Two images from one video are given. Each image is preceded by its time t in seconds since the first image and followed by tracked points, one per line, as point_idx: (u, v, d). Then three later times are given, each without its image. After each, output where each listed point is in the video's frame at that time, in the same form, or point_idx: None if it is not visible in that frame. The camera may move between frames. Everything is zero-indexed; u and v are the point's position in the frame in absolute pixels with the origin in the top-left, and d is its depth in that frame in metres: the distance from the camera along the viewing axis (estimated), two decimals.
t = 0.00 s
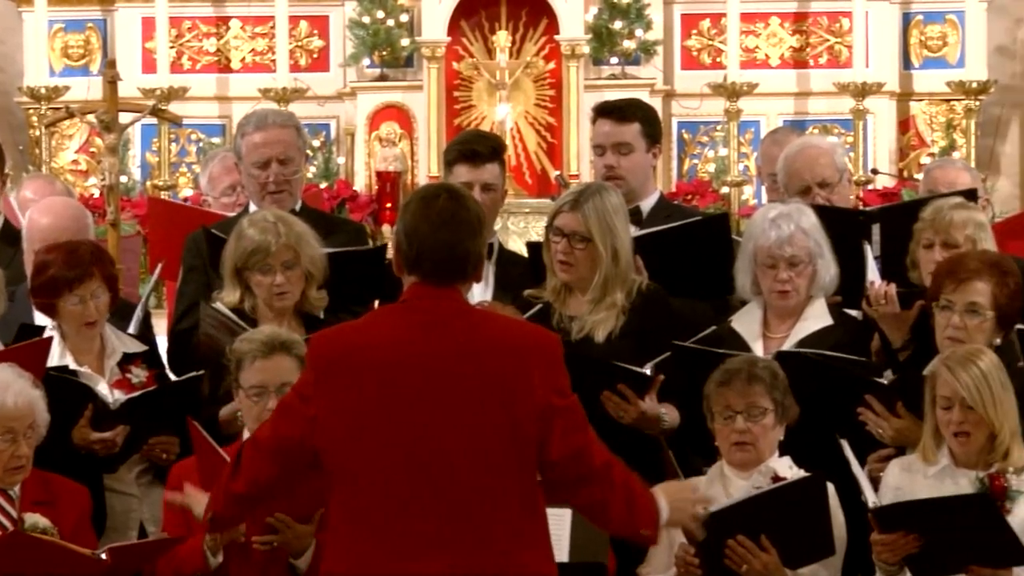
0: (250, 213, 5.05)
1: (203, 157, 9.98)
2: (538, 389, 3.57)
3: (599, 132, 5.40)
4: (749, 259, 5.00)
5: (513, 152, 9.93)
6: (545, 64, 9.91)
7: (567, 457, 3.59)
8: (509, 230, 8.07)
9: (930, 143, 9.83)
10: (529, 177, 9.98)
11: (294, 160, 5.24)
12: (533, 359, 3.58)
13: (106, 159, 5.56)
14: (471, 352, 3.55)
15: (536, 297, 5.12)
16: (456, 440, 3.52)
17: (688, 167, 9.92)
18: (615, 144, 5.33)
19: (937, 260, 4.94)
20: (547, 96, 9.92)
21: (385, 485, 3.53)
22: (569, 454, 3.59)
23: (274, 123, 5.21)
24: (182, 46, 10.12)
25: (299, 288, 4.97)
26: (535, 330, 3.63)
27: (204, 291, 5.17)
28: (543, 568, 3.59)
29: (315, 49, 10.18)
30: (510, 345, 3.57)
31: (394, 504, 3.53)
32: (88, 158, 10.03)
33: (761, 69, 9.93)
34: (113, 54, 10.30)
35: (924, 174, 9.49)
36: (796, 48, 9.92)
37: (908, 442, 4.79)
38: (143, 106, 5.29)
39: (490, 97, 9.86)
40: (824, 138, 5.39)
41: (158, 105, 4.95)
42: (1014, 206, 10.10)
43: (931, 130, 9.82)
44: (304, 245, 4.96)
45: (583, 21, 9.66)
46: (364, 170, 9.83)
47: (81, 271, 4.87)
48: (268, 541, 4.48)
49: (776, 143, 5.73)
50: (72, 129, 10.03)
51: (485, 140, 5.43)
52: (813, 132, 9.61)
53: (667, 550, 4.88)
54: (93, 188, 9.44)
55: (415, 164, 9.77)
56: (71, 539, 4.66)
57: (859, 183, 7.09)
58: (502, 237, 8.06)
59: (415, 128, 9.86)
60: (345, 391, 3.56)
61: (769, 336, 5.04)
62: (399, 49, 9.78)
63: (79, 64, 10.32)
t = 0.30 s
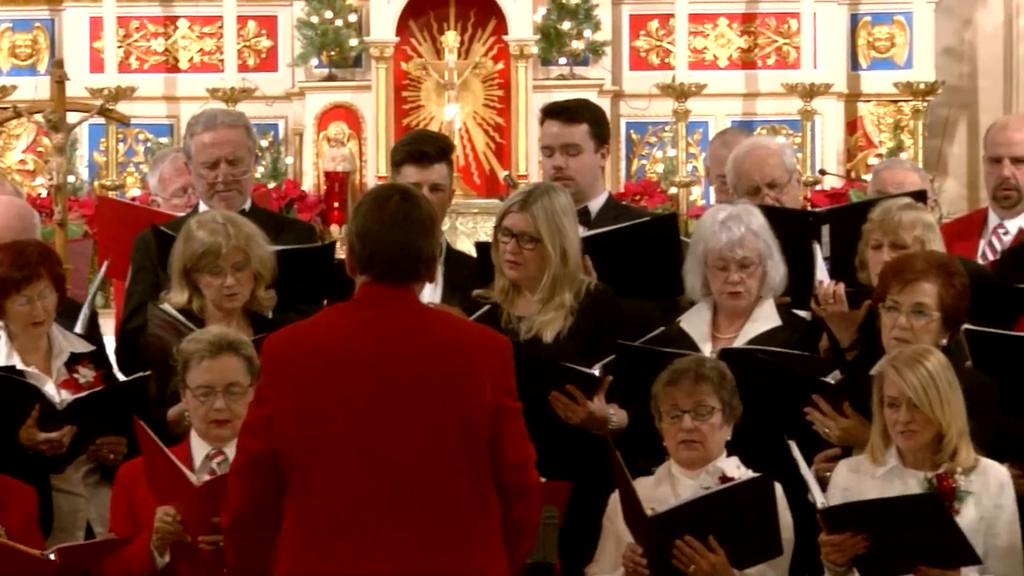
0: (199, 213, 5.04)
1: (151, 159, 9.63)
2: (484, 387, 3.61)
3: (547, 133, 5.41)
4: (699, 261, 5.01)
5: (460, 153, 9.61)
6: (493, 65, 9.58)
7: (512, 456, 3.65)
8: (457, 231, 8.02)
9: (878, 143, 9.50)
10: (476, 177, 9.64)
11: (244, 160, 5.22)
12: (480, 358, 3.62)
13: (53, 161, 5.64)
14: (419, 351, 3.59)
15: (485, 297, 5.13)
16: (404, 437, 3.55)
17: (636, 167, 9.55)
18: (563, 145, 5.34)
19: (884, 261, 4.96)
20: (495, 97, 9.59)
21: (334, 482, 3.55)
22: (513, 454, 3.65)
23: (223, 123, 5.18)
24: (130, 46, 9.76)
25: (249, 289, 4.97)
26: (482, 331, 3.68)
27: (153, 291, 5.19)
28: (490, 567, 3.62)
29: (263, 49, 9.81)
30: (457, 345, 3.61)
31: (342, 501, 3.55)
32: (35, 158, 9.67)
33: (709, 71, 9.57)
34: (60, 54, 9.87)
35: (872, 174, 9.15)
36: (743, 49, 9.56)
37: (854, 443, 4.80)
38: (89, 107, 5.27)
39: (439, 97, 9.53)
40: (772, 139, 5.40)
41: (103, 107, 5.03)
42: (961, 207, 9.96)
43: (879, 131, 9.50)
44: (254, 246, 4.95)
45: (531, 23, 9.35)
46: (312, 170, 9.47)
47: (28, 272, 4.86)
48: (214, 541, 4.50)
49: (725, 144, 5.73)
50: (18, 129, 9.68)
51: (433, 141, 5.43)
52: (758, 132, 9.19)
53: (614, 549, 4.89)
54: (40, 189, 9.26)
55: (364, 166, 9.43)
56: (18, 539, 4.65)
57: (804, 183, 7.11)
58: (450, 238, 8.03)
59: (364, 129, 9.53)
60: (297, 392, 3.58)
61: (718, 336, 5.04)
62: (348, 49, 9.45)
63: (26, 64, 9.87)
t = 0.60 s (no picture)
0: (148, 212, 5.02)
1: (96, 158, 9.87)
2: (438, 383, 3.63)
3: (495, 135, 5.40)
4: (649, 262, 5.01)
5: (408, 151, 9.85)
6: (440, 64, 9.85)
7: (464, 446, 3.69)
8: (405, 231, 8.14)
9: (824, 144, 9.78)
10: (424, 176, 9.83)
11: (191, 159, 5.34)
12: (433, 354, 3.64)
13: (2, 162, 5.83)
14: (373, 347, 3.60)
15: (432, 297, 5.14)
16: (359, 434, 3.57)
17: (584, 167, 9.81)
18: (511, 147, 5.35)
19: (833, 260, 4.97)
20: (444, 96, 9.85)
21: (290, 478, 3.57)
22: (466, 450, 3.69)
23: (172, 122, 5.31)
24: (76, 45, 10.02)
25: (197, 290, 4.96)
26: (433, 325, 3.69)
27: (100, 290, 5.20)
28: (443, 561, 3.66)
29: (210, 48, 10.05)
30: (411, 341, 3.62)
31: (296, 498, 3.57)
32: None
33: (657, 71, 9.84)
34: (7, 52, 10.03)
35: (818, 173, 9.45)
36: (692, 49, 9.82)
37: (801, 442, 4.82)
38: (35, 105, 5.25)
39: (386, 97, 9.77)
40: (721, 140, 5.40)
41: (51, 107, 5.07)
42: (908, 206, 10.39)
43: (826, 131, 9.80)
44: (204, 247, 4.95)
45: (479, 22, 9.61)
46: (258, 170, 9.71)
47: None
48: (156, 541, 4.48)
49: (673, 145, 5.73)
50: None
51: (379, 139, 5.43)
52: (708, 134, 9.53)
53: (561, 549, 4.89)
54: None
55: (310, 164, 9.63)
56: None
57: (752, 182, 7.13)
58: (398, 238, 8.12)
59: (311, 128, 9.72)
60: (253, 390, 3.59)
61: (665, 337, 5.02)
62: (295, 48, 9.66)
63: None
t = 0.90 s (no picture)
0: (99, 211, 4.99)
1: (43, 156, 9.97)
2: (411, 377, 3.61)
3: (443, 136, 5.45)
4: (598, 263, 5.01)
5: (356, 151, 9.97)
6: (389, 64, 9.97)
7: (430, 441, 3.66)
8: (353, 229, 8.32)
9: (771, 143, 9.98)
10: (371, 175, 10.03)
11: (139, 159, 5.55)
12: (405, 348, 3.59)
13: None
14: (350, 346, 3.54)
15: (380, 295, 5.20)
16: (342, 435, 3.51)
17: (532, 167, 9.96)
18: (460, 147, 5.40)
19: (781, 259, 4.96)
20: (391, 96, 9.97)
21: (263, 479, 3.48)
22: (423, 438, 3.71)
23: (119, 121, 5.51)
24: (23, 45, 10.10)
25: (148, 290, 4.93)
26: (393, 319, 3.65)
27: (48, 289, 5.23)
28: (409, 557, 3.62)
29: (157, 47, 10.17)
30: (383, 335, 3.57)
31: (270, 499, 3.48)
32: None
33: (604, 70, 10.01)
34: None
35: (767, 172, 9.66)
36: (638, 49, 10.01)
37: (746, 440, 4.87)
38: None
39: (334, 96, 9.92)
40: (669, 139, 5.41)
41: None
42: (854, 205, 10.66)
43: (773, 130, 9.99)
44: (154, 247, 4.91)
45: (426, 21, 9.75)
46: (205, 169, 9.79)
47: None
48: (99, 544, 4.45)
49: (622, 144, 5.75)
50: None
51: (324, 136, 5.46)
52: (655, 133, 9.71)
53: (508, 548, 4.89)
54: None
55: (258, 164, 9.76)
56: None
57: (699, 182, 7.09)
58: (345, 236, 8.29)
59: (258, 127, 9.82)
60: (224, 390, 3.49)
61: (613, 337, 5.01)
62: (242, 47, 9.78)
63: None
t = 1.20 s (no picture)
0: (57, 210, 4.99)
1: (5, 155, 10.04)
2: (383, 372, 3.55)
3: (405, 132, 5.48)
4: (561, 261, 4.97)
5: (317, 149, 10.24)
6: (349, 63, 10.17)
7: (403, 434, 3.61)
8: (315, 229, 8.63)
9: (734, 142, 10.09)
10: (333, 174, 10.27)
11: (105, 158, 5.58)
12: (378, 342, 3.54)
13: None
14: (328, 342, 3.46)
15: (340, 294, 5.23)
16: (325, 433, 3.43)
17: (493, 166, 10.03)
18: (422, 145, 5.43)
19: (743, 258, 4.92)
20: (353, 94, 10.20)
21: (249, 478, 3.40)
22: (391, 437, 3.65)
23: (85, 121, 5.54)
24: None
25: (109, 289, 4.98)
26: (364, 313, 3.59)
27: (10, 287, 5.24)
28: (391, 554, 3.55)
29: (118, 46, 10.23)
30: (358, 330, 3.51)
31: (256, 499, 3.40)
32: None
33: (566, 69, 10.13)
34: None
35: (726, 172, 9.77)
36: (600, 48, 10.15)
37: (707, 437, 4.85)
38: None
39: (295, 95, 10.12)
40: (631, 138, 5.41)
41: None
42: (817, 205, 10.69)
43: (735, 130, 10.10)
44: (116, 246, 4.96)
45: (388, 20, 9.87)
46: (167, 169, 9.90)
47: None
48: (61, 542, 4.38)
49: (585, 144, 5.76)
50: None
51: (283, 136, 5.63)
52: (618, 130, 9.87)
53: (471, 547, 4.91)
54: None
55: (219, 162, 9.91)
56: None
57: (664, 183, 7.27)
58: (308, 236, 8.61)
59: (219, 126, 9.95)
60: (204, 387, 3.40)
61: (576, 335, 4.99)
62: (203, 45, 9.90)
63: None
